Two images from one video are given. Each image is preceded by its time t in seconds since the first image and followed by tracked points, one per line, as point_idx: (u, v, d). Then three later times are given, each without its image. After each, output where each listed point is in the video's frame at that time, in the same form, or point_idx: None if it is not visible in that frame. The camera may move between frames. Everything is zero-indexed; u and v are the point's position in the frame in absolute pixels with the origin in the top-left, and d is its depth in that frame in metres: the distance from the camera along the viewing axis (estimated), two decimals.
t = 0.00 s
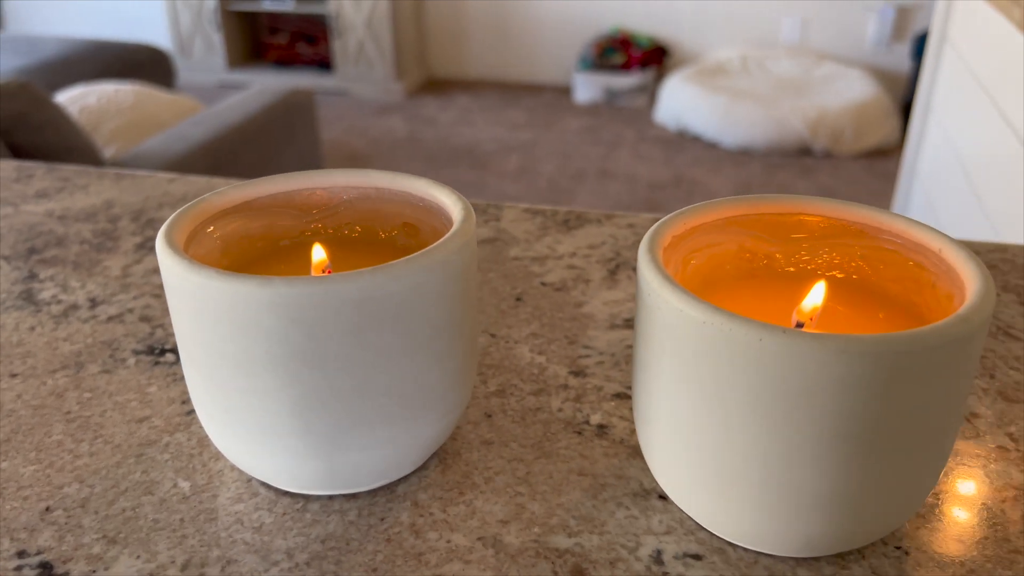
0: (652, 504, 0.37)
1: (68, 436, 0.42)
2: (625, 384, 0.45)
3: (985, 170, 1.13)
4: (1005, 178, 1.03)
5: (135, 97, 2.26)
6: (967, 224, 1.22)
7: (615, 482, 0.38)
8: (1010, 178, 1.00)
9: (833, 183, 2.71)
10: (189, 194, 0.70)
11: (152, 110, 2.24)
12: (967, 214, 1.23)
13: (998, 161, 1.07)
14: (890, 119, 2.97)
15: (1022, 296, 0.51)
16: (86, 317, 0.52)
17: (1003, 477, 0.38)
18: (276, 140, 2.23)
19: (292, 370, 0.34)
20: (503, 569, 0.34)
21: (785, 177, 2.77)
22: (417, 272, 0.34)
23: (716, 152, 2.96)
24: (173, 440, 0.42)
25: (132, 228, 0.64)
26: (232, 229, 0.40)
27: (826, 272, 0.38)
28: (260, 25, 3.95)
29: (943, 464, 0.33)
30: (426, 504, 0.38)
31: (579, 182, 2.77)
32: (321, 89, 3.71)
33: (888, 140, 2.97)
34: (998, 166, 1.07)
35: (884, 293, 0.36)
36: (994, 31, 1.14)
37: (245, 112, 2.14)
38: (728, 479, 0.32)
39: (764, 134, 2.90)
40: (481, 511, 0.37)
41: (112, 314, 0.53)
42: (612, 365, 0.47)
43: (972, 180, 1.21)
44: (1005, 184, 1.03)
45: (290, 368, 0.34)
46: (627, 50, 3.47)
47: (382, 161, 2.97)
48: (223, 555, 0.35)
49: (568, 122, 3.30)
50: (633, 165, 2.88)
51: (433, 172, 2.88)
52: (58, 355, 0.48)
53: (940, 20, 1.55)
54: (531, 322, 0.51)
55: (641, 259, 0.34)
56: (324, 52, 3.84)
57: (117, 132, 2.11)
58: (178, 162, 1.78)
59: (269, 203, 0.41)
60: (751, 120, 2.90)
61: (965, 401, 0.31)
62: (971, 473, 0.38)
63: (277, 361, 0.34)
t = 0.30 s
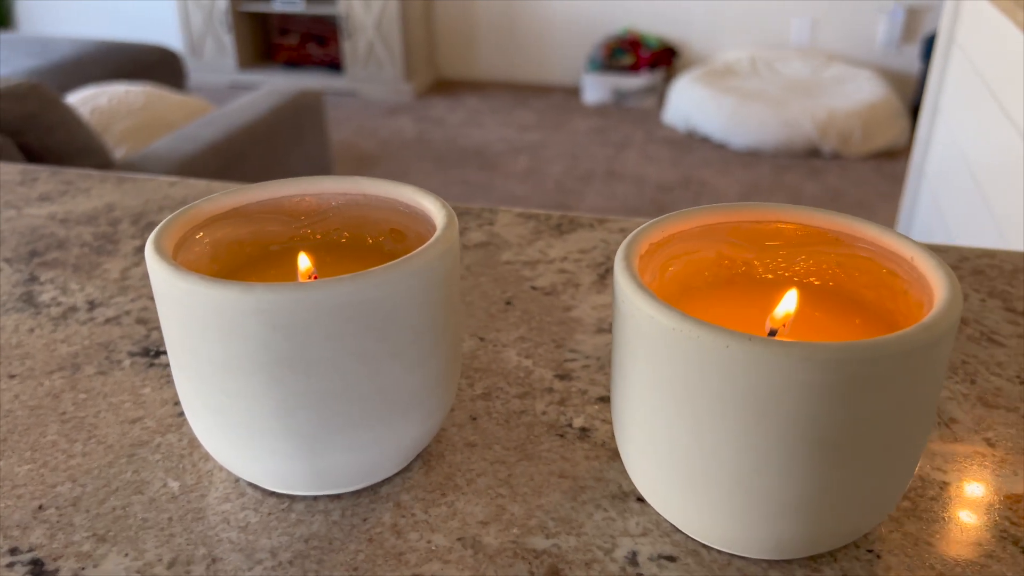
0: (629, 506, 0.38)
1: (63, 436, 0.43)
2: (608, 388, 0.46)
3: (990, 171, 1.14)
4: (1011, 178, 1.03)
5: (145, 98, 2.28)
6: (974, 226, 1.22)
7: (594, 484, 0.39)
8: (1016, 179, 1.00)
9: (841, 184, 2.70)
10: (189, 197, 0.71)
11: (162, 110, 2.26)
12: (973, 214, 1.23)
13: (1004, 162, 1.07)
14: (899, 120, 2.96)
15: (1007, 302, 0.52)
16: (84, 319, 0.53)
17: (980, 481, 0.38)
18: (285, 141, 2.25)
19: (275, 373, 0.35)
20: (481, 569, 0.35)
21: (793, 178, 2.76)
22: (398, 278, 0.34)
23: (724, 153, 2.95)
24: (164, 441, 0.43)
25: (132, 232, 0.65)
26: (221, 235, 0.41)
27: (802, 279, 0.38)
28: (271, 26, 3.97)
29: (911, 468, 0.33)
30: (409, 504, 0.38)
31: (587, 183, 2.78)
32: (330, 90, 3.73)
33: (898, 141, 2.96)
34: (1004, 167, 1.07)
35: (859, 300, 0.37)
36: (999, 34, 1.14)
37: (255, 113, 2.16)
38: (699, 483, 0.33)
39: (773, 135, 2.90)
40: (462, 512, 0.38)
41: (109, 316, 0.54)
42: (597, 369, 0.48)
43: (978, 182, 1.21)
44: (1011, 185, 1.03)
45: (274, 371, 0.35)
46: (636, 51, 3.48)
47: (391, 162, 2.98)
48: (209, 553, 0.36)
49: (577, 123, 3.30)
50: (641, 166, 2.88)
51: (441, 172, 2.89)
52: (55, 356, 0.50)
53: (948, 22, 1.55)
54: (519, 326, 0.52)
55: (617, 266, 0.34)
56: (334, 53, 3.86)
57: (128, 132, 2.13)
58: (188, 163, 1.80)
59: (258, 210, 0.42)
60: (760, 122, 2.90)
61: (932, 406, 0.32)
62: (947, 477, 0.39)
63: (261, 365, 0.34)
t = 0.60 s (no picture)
0: (615, 503, 0.38)
1: (53, 431, 0.43)
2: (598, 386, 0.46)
3: (999, 171, 1.13)
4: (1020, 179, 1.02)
5: (156, 97, 2.29)
6: (982, 226, 1.21)
7: (581, 481, 0.39)
8: None
9: (851, 185, 2.69)
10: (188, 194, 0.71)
11: (172, 110, 2.27)
12: (982, 215, 1.22)
13: (1014, 162, 1.06)
14: (910, 121, 2.95)
15: (1003, 302, 0.51)
16: (80, 315, 0.54)
17: (970, 480, 0.38)
18: (294, 140, 2.25)
19: (257, 368, 0.35)
20: (464, 566, 0.35)
21: (803, 179, 2.75)
22: (380, 273, 0.34)
23: (733, 153, 2.94)
24: (154, 435, 0.43)
25: (130, 228, 0.65)
26: (210, 231, 0.41)
27: (789, 277, 0.38)
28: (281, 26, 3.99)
29: (895, 467, 0.33)
30: (394, 501, 0.38)
31: (596, 183, 2.78)
32: (340, 90, 3.74)
33: (908, 142, 2.94)
34: (1013, 167, 1.06)
35: (847, 298, 0.37)
36: (1008, 34, 1.14)
37: (264, 112, 2.16)
38: (681, 481, 0.33)
39: (783, 136, 2.89)
40: (448, 508, 0.38)
41: (104, 312, 0.54)
42: (587, 366, 0.48)
43: (987, 182, 1.20)
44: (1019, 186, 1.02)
45: (256, 366, 0.35)
46: (646, 51, 3.47)
47: (400, 162, 2.99)
48: (194, 547, 0.36)
49: (586, 124, 3.30)
50: (650, 166, 2.87)
51: (450, 172, 2.90)
52: (49, 351, 0.50)
53: (958, 22, 1.54)
54: (512, 324, 0.52)
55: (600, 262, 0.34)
56: (344, 52, 3.87)
57: (139, 131, 2.14)
58: (197, 162, 1.81)
59: (248, 206, 0.42)
60: (769, 122, 2.89)
61: (916, 404, 0.32)
62: (936, 476, 0.38)
63: (244, 360, 0.34)
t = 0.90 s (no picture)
0: (613, 498, 0.38)
1: (58, 422, 0.44)
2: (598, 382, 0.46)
3: (1010, 170, 1.12)
4: None
5: (167, 95, 2.30)
6: (992, 226, 1.21)
7: (579, 476, 0.39)
8: None
9: (861, 185, 2.68)
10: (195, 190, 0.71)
11: (183, 107, 2.29)
12: (992, 214, 1.21)
13: None
14: (921, 120, 2.93)
15: (1007, 299, 0.51)
16: (85, 309, 0.54)
17: (972, 477, 0.38)
18: (303, 138, 2.26)
19: (257, 361, 0.35)
20: (461, 558, 0.35)
21: (813, 178, 2.74)
22: (379, 267, 0.34)
23: (743, 152, 2.93)
24: (156, 428, 0.43)
25: (137, 224, 0.66)
26: (212, 225, 0.41)
27: (789, 272, 0.38)
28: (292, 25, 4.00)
29: (893, 462, 0.33)
30: (394, 494, 0.39)
31: (605, 182, 2.77)
32: (350, 88, 3.74)
33: (920, 142, 2.92)
34: None
35: (848, 293, 0.37)
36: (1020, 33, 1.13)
37: (274, 110, 2.17)
38: (679, 475, 0.33)
39: (793, 135, 2.88)
40: (447, 501, 0.38)
41: (109, 306, 0.54)
42: (588, 362, 0.48)
43: (998, 180, 1.20)
44: None
45: (255, 359, 0.35)
46: (656, 49, 3.46)
47: (409, 160, 2.99)
48: (195, 538, 0.36)
49: (596, 123, 3.29)
50: (659, 165, 2.87)
51: (459, 171, 2.90)
52: (55, 344, 0.50)
53: (970, 20, 1.53)
54: (514, 319, 0.52)
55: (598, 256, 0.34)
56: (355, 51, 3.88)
57: (150, 128, 2.15)
58: (207, 159, 1.81)
59: (250, 199, 0.43)
60: (780, 121, 2.88)
61: (913, 400, 0.32)
62: (936, 473, 0.38)
63: (243, 353, 0.35)
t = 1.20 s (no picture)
0: (616, 495, 0.37)
1: (57, 416, 0.43)
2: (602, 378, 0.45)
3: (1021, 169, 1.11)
4: None
5: (175, 92, 2.31)
6: (1003, 224, 1.20)
7: (582, 473, 0.39)
8: None
9: (872, 183, 2.66)
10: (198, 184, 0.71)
11: (191, 104, 2.29)
12: (1003, 212, 1.21)
13: None
14: (932, 118, 2.91)
15: (1019, 296, 0.50)
16: (87, 303, 0.54)
17: (982, 476, 0.37)
18: (312, 136, 2.26)
19: (255, 355, 0.34)
20: (461, 556, 0.35)
21: (823, 177, 2.72)
22: (378, 259, 0.34)
23: (752, 150, 2.92)
24: (156, 423, 0.43)
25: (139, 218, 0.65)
26: (211, 218, 0.41)
27: (796, 266, 0.37)
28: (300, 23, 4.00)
29: (899, 460, 0.32)
30: (393, 490, 0.38)
31: (613, 180, 2.76)
32: (359, 86, 3.75)
33: (930, 141, 2.90)
34: None
35: (855, 289, 0.36)
36: None
37: (282, 108, 2.17)
38: (681, 473, 0.32)
39: (803, 134, 2.86)
40: (447, 498, 0.38)
41: (111, 300, 0.54)
42: (592, 358, 0.47)
43: (1009, 179, 1.19)
44: None
45: (253, 352, 0.34)
46: (665, 48, 3.45)
47: (417, 158, 2.99)
48: (192, 534, 0.36)
49: (605, 120, 3.29)
50: (668, 163, 2.86)
51: (467, 168, 2.89)
52: (56, 338, 0.50)
53: (983, 18, 1.52)
54: (518, 315, 0.51)
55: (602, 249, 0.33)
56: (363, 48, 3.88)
57: (158, 125, 2.16)
58: (216, 156, 1.81)
59: (251, 192, 0.42)
60: (790, 119, 2.87)
61: (921, 396, 0.31)
62: (944, 472, 0.38)
63: (241, 345, 0.34)
